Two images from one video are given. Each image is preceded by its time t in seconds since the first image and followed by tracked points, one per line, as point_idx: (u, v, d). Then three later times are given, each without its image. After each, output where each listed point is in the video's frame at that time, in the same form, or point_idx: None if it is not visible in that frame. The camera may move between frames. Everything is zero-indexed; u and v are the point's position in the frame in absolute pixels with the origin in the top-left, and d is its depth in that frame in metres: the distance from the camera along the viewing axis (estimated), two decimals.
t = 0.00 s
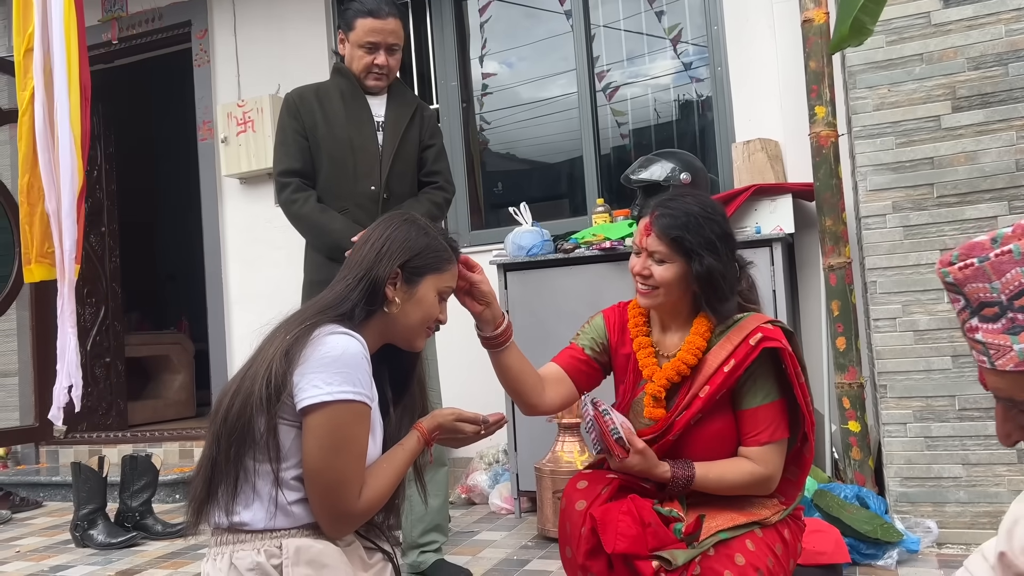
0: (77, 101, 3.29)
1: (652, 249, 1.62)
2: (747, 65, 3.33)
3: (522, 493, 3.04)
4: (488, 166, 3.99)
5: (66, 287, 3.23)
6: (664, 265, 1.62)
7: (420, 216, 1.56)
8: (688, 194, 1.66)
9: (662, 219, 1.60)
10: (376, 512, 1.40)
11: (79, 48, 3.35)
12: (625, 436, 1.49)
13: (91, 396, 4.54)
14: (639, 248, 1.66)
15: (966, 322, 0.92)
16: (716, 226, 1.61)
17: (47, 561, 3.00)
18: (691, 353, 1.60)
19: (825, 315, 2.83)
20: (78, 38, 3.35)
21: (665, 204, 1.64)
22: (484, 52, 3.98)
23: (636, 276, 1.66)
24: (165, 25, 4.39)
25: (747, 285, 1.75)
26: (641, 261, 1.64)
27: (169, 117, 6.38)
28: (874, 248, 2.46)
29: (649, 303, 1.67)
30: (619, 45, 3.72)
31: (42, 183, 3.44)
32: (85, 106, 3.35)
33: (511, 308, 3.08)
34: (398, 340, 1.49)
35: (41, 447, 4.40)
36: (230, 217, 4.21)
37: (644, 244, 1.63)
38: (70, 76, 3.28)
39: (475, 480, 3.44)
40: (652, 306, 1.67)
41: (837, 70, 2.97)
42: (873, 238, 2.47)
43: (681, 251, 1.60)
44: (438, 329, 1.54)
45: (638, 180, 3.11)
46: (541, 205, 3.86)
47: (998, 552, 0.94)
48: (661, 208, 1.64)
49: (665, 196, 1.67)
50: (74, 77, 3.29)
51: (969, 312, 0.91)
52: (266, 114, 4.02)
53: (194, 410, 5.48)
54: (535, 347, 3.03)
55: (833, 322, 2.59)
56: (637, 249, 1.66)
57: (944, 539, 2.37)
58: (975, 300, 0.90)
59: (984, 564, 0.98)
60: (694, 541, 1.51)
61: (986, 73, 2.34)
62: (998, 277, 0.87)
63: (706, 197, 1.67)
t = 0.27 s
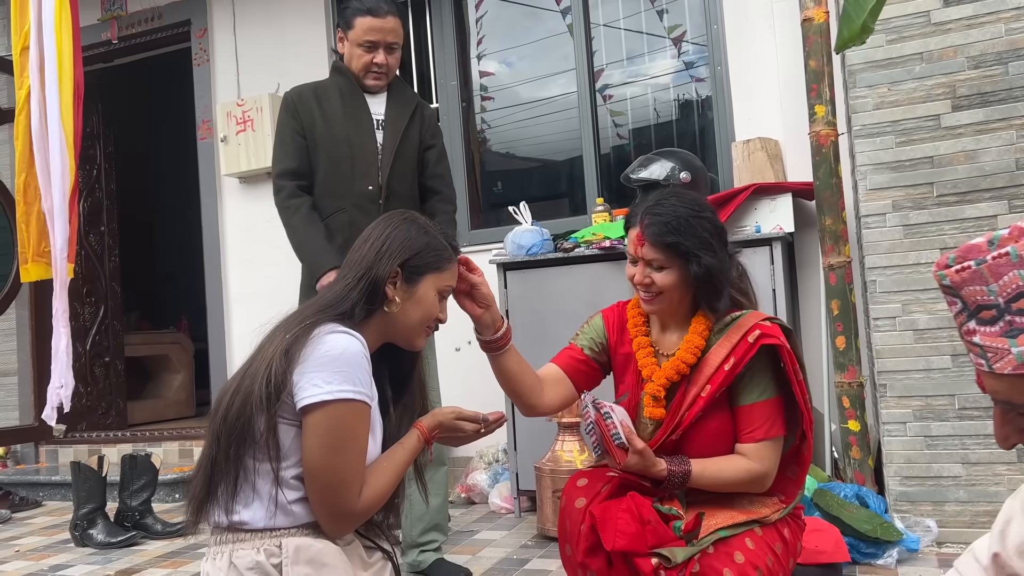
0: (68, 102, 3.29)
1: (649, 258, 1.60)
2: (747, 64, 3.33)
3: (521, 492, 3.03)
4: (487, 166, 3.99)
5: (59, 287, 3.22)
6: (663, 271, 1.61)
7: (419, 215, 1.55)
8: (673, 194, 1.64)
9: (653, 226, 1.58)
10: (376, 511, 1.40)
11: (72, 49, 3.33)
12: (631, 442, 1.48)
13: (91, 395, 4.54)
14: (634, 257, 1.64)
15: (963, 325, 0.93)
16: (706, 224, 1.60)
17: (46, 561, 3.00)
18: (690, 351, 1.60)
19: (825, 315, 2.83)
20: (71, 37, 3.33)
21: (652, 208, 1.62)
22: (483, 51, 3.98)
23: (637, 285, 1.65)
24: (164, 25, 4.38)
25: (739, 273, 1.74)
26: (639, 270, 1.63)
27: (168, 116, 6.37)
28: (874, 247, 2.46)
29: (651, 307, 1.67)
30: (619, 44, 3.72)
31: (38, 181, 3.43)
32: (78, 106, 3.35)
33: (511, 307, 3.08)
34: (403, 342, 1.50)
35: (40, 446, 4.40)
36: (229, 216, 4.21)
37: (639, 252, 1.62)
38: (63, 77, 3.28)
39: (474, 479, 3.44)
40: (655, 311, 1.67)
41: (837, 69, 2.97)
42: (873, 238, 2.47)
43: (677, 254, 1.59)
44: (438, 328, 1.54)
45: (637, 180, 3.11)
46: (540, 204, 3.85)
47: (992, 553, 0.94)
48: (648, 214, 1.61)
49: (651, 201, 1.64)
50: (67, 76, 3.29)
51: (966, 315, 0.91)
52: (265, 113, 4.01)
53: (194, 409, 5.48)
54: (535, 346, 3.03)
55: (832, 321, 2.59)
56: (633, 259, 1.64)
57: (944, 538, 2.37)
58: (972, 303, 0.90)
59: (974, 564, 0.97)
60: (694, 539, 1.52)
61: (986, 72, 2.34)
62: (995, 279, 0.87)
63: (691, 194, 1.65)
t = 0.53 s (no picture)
0: (63, 103, 3.28)
1: (645, 260, 1.60)
2: (746, 65, 3.33)
3: (521, 493, 3.03)
4: (487, 166, 3.99)
5: (56, 288, 3.22)
6: (660, 272, 1.61)
7: (419, 216, 1.55)
8: (665, 195, 1.64)
9: (647, 227, 1.58)
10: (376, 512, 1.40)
11: (70, 49, 3.33)
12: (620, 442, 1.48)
13: (90, 396, 4.54)
14: (630, 259, 1.63)
15: (966, 321, 0.92)
16: (700, 222, 1.60)
17: (45, 561, 3.00)
18: (687, 352, 1.60)
19: (825, 316, 2.83)
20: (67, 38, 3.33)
21: (645, 210, 1.61)
22: (484, 51, 3.98)
23: (633, 288, 1.64)
24: (164, 25, 4.38)
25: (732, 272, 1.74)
26: (635, 272, 1.63)
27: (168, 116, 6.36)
28: (873, 248, 2.46)
29: (649, 309, 1.67)
30: (619, 44, 3.72)
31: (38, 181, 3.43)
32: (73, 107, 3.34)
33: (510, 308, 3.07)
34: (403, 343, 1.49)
35: (40, 447, 4.39)
36: (229, 217, 4.21)
37: (635, 255, 1.61)
38: (55, 78, 3.27)
39: (473, 480, 3.44)
40: (653, 313, 1.67)
41: (837, 70, 2.97)
42: (873, 238, 2.46)
43: (673, 256, 1.59)
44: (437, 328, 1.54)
45: (637, 180, 3.12)
46: (540, 205, 3.85)
47: (994, 553, 0.94)
48: (642, 215, 1.61)
49: (644, 203, 1.64)
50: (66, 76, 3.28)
51: (970, 310, 0.91)
52: (265, 113, 4.01)
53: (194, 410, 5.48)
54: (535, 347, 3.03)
55: (832, 322, 2.59)
56: (628, 262, 1.64)
57: (943, 539, 2.37)
58: (976, 299, 0.90)
59: (979, 563, 0.97)
60: (693, 540, 1.52)
61: (986, 73, 2.34)
62: (1000, 275, 0.87)
63: (683, 194, 1.65)
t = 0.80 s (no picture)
0: (74, 106, 3.29)
1: (635, 261, 1.61)
2: (746, 68, 3.33)
3: (521, 495, 3.03)
4: (488, 168, 3.99)
5: (64, 289, 3.22)
6: (650, 274, 1.61)
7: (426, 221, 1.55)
8: (658, 198, 1.64)
9: (638, 229, 1.59)
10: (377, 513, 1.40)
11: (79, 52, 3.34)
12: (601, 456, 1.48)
13: (89, 398, 4.53)
14: (622, 260, 1.64)
15: (978, 303, 0.92)
16: (690, 225, 1.60)
17: (44, 563, 3.00)
18: (679, 356, 1.60)
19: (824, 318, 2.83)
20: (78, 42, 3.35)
21: (637, 212, 1.62)
22: (484, 54, 3.99)
23: (624, 289, 1.65)
24: (165, 27, 4.38)
25: (726, 277, 1.75)
26: (627, 272, 1.64)
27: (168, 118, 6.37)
28: (873, 251, 2.46)
29: (641, 311, 1.67)
30: (619, 46, 3.72)
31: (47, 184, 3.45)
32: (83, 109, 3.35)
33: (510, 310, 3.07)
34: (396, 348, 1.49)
35: (39, 448, 4.39)
36: (228, 218, 4.21)
37: (626, 256, 1.62)
38: (67, 80, 3.28)
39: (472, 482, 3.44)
40: (645, 315, 1.67)
41: (837, 73, 2.97)
42: (873, 241, 2.47)
43: (664, 257, 1.60)
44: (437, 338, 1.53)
45: (638, 182, 3.11)
46: (540, 207, 3.85)
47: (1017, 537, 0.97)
48: (633, 218, 1.62)
49: (637, 204, 1.65)
50: (73, 80, 3.28)
51: (983, 294, 0.91)
52: (265, 115, 4.01)
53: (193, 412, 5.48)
54: (535, 349, 3.03)
55: (832, 324, 2.59)
56: (619, 262, 1.65)
57: (943, 542, 2.37)
58: (990, 282, 0.90)
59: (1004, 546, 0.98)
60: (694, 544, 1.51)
61: (986, 76, 2.34)
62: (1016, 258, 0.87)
63: (676, 197, 1.66)
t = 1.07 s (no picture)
0: (92, 111, 3.30)
1: (635, 261, 1.60)
2: (745, 71, 3.34)
3: (520, 499, 3.03)
4: (487, 171, 3.99)
5: (81, 292, 3.22)
6: (649, 275, 1.61)
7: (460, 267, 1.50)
8: (661, 200, 1.65)
9: (638, 229, 1.59)
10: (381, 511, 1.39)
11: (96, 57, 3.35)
12: (604, 448, 1.48)
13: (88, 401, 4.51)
14: (621, 262, 1.64)
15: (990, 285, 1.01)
16: (690, 227, 1.61)
17: (43, 566, 2.99)
18: (678, 357, 1.60)
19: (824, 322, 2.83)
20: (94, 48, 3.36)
21: (637, 214, 1.63)
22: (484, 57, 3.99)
23: (622, 289, 1.65)
24: (165, 30, 4.39)
25: (726, 281, 1.75)
26: (626, 275, 1.63)
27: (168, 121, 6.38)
28: (873, 254, 2.47)
29: (639, 312, 1.66)
30: (618, 50, 3.73)
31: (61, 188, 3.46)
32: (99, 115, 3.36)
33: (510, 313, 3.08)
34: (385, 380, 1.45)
35: (38, 451, 4.38)
36: (228, 221, 4.21)
37: (625, 256, 1.62)
38: (85, 86, 3.29)
39: (472, 485, 3.43)
40: (643, 317, 1.67)
41: (837, 77, 2.97)
42: (872, 244, 2.47)
43: (664, 259, 1.60)
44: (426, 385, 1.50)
45: (638, 185, 3.10)
46: (540, 210, 3.85)
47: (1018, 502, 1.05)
48: (632, 219, 1.63)
49: (638, 205, 1.66)
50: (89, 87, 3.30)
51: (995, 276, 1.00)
52: (265, 118, 4.02)
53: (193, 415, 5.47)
54: (534, 352, 3.03)
55: (832, 328, 2.58)
56: (619, 262, 1.64)
57: (943, 546, 2.36)
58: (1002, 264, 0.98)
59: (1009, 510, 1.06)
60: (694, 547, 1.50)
61: (985, 80, 2.34)
62: None
63: (676, 199, 1.67)
